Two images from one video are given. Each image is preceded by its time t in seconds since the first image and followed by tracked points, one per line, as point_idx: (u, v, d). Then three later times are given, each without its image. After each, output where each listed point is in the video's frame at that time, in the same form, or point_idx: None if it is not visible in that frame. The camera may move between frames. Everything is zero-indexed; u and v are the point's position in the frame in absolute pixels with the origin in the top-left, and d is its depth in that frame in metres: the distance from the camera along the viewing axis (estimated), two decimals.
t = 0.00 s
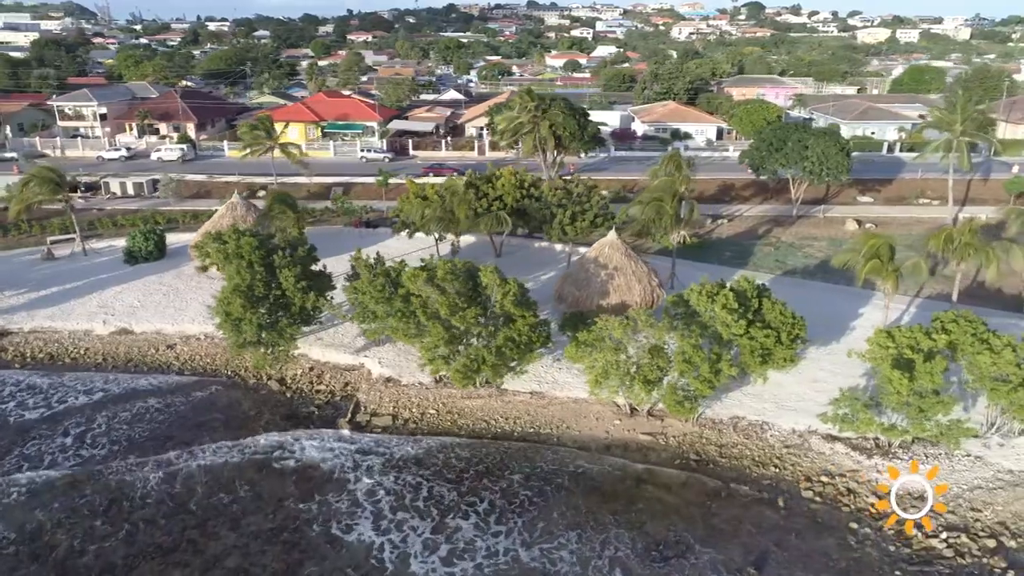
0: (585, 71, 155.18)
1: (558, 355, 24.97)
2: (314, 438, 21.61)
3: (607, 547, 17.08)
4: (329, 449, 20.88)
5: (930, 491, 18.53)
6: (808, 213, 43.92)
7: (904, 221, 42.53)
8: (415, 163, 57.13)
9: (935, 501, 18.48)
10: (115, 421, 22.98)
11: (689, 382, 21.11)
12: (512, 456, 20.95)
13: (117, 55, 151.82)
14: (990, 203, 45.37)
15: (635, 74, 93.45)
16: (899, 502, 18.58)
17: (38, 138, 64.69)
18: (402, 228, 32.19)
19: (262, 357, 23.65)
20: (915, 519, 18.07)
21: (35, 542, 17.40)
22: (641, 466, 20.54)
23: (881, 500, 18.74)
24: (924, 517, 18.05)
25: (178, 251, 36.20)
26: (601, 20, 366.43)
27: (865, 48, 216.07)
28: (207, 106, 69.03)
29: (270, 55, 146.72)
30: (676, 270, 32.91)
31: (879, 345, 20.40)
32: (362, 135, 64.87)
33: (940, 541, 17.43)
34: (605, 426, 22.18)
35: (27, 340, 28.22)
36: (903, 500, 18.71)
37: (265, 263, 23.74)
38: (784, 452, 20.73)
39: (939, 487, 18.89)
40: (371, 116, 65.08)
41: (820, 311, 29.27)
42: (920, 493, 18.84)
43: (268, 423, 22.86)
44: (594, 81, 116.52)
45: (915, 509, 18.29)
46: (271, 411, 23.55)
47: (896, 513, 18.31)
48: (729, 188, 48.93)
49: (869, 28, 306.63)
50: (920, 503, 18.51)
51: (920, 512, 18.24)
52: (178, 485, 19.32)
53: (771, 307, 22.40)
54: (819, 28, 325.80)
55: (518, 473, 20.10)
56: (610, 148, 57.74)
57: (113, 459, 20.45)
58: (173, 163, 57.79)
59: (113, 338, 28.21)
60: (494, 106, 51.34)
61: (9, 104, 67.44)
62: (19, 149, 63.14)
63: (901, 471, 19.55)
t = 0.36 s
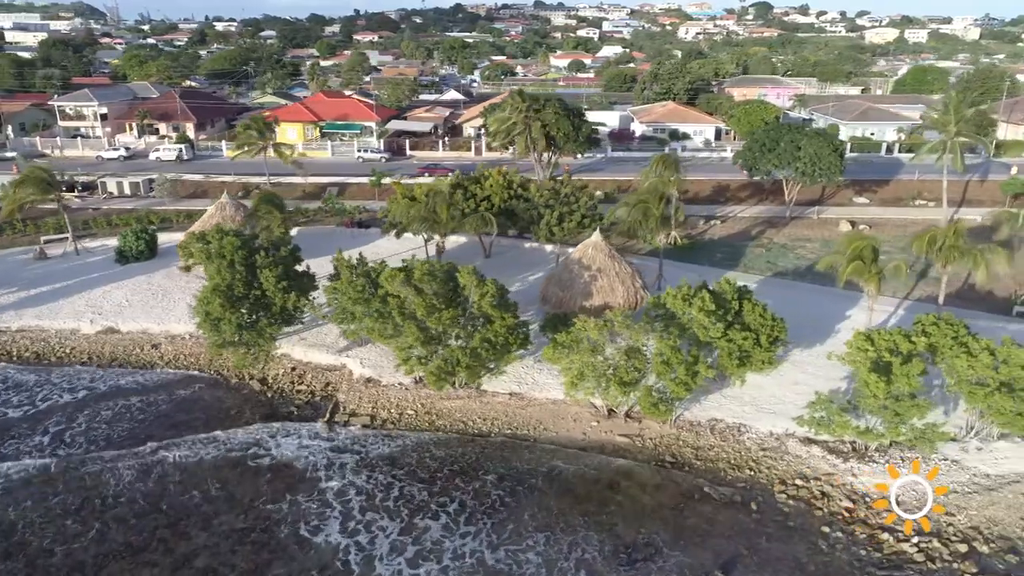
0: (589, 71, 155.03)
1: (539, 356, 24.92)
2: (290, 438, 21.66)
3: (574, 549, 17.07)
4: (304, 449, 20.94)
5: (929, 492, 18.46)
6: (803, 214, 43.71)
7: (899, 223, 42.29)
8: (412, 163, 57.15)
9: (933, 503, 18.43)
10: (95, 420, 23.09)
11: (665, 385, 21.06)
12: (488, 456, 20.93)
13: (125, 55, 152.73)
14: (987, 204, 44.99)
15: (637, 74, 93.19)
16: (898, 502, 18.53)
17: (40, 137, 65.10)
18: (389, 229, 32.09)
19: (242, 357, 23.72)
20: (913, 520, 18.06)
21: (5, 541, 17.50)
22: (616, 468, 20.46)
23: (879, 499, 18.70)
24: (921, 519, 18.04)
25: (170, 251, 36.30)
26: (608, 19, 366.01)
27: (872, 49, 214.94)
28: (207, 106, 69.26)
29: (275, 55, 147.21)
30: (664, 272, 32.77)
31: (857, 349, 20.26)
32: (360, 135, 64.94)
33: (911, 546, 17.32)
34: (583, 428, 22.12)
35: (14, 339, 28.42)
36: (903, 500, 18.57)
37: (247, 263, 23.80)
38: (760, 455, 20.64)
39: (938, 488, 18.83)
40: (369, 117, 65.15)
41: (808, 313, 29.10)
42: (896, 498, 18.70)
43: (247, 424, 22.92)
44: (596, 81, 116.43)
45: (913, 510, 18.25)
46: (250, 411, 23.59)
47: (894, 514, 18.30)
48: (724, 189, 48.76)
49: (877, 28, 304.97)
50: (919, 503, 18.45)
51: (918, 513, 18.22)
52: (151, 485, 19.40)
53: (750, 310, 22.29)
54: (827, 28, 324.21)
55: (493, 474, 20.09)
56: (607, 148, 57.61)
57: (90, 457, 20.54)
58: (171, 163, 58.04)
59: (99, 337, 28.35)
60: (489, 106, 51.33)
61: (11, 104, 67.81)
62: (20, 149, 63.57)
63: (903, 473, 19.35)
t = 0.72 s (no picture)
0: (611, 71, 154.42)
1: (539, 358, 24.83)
2: (288, 435, 21.85)
3: (561, 552, 17.05)
4: (300, 447, 21.13)
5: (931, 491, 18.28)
6: (818, 217, 43.09)
7: (916, 226, 41.56)
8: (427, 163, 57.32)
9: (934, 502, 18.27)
10: (100, 413, 23.48)
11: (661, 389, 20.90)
12: (482, 456, 20.93)
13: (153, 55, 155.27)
14: (1009, 209, 43.99)
15: (657, 74, 92.66)
16: (898, 499, 18.41)
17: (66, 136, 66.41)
18: (395, 229, 32.21)
19: (244, 353, 24.01)
20: (912, 518, 17.93)
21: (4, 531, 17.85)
22: (610, 471, 20.32)
23: (880, 497, 18.61)
24: (921, 517, 17.92)
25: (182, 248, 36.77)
26: (633, 20, 364.35)
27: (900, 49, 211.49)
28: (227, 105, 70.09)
29: (299, 55, 148.62)
30: (671, 274, 32.54)
31: (858, 354, 19.91)
32: (377, 135, 65.30)
33: (905, 556, 17.00)
34: (579, 430, 22.00)
35: (28, 333, 29.05)
36: (904, 500, 18.40)
37: (250, 260, 24.09)
38: (757, 461, 20.39)
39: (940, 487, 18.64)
40: (387, 117, 65.48)
41: (816, 317, 28.66)
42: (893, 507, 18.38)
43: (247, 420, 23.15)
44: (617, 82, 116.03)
45: (913, 508, 18.12)
46: (251, 407, 23.81)
47: (893, 511, 18.19)
48: (739, 191, 48.28)
49: (907, 28, 300.06)
50: (920, 501, 18.31)
51: (918, 512, 18.08)
52: (149, 479, 19.68)
53: (751, 313, 22.01)
54: (855, 28, 319.96)
55: (486, 474, 20.10)
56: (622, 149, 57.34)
57: (91, 450, 20.89)
58: (190, 161, 58.86)
59: (109, 332, 28.85)
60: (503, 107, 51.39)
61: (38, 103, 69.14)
62: (46, 147, 64.88)
63: (902, 472, 19.36)
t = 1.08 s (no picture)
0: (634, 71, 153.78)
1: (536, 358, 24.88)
2: (285, 430, 22.10)
3: (545, 553, 17.08)
4: (296, 443, 21.36)
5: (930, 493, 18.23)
6: (833, 219, 42.50)
7: (933, 230, 40.81)
8: (440, 163, 57.61)
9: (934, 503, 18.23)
10: (105, 407, 23.96)
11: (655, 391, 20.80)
12: (475, 455, 20.99)
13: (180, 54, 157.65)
14: None
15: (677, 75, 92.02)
16: (898, 499, 18.39)
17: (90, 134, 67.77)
18: (400, 228, 32.38)
19: (245, 349, 24.35)
20: (911, 519, 17.90)
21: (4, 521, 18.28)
22: (602, 473, 20.27)
23: (879, 497, 18.60)
24: (920, 518, 17.88)
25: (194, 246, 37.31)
26: (658, 19, 362.21)
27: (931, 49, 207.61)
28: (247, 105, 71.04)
29: (322, 55, 149.91)
30: (677, 276, 32.31)
31: (857, 359, 19.58)
32: (393, 134, 65.75)
33: (895, 565, 16.73)
34: (574, 431, 21.97)
35: (41, 326, 29.72)
36: (903, 501, 18.37)
37: (254, 258, 24.41)
38: (750, 465, 20.19)
39: (940, 489, 18.56)
40: (404, 117, 65.74)
41: (822, 321, 28.29)
42: (885, 515, 18.12)
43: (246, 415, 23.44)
44: (637, 82, 115.47)
45: (913, 509, 18.09)
46: (250, 401, 24.08)
47: (893, 510, 18.19)
48: (753, 192, 47.80)
49: (938, 28, 294.56)
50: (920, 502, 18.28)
51: (918, 512, 18.06)
52: (147, 472, 20.03)
53: (750, 316, 21.79)
54: (885, 29, 314.47)
55: (477, 474, 20.16)
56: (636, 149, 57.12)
57: (93, 442, 21.30)
58: (209, 160, 59.77)
59: (117, 326, 29.39)
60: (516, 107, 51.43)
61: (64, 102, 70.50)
62: (71, 145, 66.27)
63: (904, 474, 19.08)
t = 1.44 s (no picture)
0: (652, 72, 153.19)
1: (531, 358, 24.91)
2: (279, 426, 22.35)
3: (527, 554, 17.14)
4: (288, 439, 21.60)
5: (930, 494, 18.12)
6: (843, 222, 42.03)
7: (944, 234, 40.23)
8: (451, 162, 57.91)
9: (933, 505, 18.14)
10: (107, 400, 24.40)
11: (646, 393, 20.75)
12: (466, 454, 21.08)
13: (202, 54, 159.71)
14: None
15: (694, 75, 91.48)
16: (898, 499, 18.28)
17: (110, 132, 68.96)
18: (402, 227, 32.58)
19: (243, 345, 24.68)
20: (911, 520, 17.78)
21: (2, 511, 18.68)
22: (590, 474, 20.25)
23: (879, 496, 18.47)
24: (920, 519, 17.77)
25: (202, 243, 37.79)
26: (679, 19, 360.27)
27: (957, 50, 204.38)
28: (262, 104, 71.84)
29: (342, 55, 151.00)
30: (679, 278, 32.16)
31: (852, 364, 19.33)
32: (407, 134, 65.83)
33: (880, 572, 16.57)
34: (566, 432, 21.97)
35: (51, 321, 30.32)
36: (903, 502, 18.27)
37: (255, 256, 24.75)
38: (741, 469, 20.07)
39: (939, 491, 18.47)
40: (417, 117, 65.77)
41: (824, 324, 28.01)
42: (874, 521, 17.94)
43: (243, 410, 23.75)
44: (654, 82, 114.97)
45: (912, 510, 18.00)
46: (248, 396, 24.38)
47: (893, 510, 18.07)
48: (763, 194, 47.41)
49: (965, 28, 289.96)
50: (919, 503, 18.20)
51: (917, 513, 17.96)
52: (143, 465, 20.37)
53: (745, 319, 21.65)
54: (911, 29, 310.37)
55: (466, 473, 20.25)
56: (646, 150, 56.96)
57: (92, 435, 21.70)
58: (224, 158, 60.56)
59: (124, 322, 29.90)
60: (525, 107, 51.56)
61: (85, 101, 71.63)
62: (91, 143, 67.46)
63: (907, 473, 18.66)
